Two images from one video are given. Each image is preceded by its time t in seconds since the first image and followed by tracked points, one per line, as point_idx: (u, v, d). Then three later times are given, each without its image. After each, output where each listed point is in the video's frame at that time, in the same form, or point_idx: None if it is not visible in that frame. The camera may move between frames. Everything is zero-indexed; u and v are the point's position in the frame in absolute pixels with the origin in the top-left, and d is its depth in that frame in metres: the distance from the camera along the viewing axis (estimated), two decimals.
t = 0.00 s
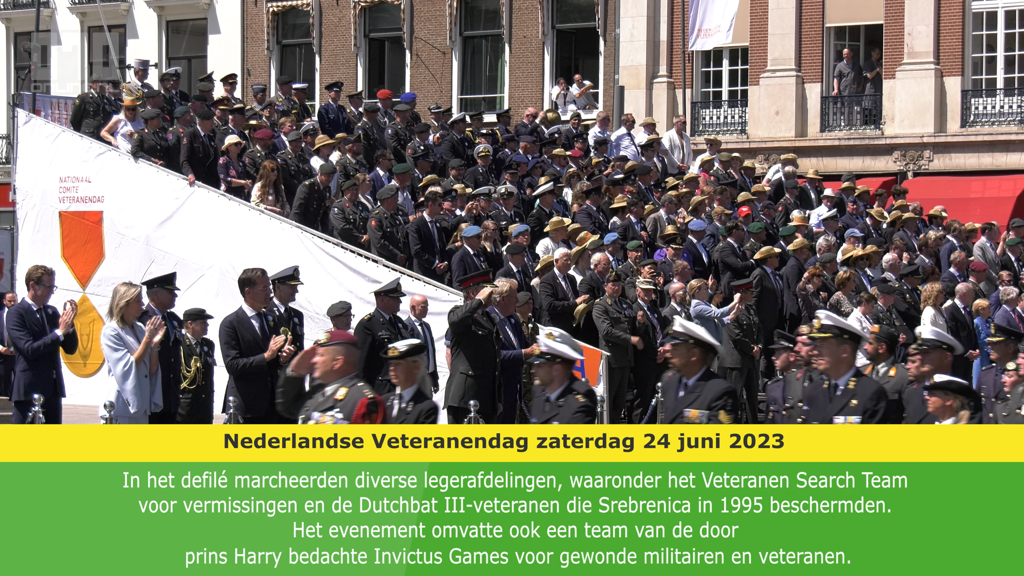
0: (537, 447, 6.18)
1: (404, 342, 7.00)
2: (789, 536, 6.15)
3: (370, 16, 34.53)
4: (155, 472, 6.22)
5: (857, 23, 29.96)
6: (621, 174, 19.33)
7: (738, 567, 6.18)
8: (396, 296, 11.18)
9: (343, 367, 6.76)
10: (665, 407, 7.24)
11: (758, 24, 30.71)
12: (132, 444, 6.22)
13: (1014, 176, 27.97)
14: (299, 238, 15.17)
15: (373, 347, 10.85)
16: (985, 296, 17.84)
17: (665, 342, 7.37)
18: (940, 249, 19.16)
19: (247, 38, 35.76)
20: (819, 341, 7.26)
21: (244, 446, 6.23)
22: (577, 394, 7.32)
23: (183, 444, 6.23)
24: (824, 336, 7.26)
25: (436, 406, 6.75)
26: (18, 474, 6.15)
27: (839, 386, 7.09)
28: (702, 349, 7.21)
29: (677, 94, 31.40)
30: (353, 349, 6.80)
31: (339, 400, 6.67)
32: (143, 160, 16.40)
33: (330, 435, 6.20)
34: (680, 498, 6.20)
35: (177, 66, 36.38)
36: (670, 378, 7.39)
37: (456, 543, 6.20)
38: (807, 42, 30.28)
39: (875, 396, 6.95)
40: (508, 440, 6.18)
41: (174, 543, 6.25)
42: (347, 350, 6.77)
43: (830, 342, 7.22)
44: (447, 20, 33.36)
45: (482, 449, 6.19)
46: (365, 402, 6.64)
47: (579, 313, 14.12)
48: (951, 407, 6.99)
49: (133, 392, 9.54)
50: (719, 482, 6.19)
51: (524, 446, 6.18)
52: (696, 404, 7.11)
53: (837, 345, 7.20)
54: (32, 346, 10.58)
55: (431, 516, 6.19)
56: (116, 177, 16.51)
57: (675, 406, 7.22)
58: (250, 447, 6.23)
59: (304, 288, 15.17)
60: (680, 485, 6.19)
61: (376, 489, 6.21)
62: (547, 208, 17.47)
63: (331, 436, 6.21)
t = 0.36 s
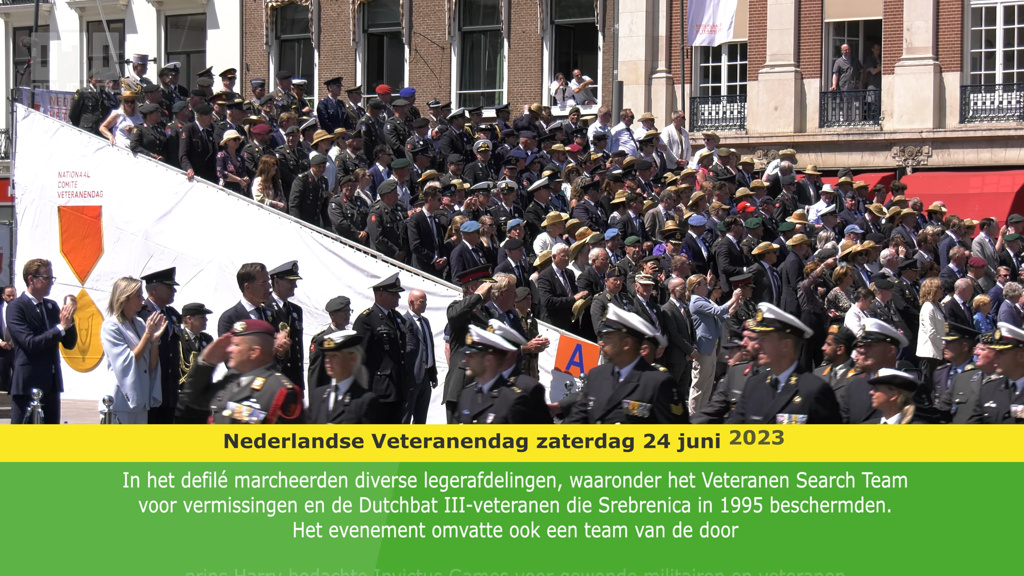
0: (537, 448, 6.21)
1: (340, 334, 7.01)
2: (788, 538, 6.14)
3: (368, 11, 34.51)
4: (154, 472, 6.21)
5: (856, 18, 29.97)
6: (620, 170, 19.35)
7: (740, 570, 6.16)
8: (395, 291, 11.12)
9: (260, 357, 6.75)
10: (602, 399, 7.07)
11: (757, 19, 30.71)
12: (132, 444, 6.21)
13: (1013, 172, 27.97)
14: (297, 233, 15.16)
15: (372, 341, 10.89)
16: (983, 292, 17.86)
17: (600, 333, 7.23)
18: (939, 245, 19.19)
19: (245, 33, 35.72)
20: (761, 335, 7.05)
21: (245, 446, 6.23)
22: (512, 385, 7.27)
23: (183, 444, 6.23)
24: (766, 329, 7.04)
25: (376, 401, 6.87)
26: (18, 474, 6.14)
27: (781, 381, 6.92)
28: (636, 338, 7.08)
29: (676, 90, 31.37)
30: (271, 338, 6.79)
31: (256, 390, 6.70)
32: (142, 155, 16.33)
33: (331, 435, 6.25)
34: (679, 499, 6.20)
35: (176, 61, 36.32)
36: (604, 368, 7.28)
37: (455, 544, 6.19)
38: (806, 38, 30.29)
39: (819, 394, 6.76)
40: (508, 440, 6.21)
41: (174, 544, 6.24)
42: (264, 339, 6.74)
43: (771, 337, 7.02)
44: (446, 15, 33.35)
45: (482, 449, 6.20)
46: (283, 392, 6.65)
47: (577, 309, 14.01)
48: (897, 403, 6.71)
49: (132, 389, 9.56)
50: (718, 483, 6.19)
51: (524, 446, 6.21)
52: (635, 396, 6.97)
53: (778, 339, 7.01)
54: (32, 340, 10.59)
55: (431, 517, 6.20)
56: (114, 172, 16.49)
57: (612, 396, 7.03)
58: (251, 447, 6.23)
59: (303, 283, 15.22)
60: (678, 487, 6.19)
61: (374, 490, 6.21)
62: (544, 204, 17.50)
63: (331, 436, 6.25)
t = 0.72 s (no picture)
0: (537, 448, 6.02)
1: (280, 340, 7.07)
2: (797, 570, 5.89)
3: (370, 7, 34.51)
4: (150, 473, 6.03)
5: (857, 15, 29.99)
6: (622, 166, 19.36)
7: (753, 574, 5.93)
8: (397, 288, 11.13)
9: (177, 365, 6.58)
10: (544, 401, 7.01)
11: (758, 15, 30.71)
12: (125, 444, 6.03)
13: (1014, 168, 27.92)
14: (298, 230, 15.14)
15: (374, 338, 10.88)
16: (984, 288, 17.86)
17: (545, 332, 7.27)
18: (940, 241, 19.17)
19: (247, 30, 35.70)
20: (708, 329, 6.92)
21: (243, 446, 6.01)
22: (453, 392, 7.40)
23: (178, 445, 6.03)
24: (713, 322, 6.91)
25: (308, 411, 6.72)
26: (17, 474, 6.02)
27: (728, 375, 6.73)
28: (580, 338, 7.14)
29: (677, 86, 31.36)
30: (189, 346, 6.62)
31: (173, 399, 6.49)
32: (143, 151, 16.33)
33: (330, 435, 6.03)
34: (679, 524, 5.94)
35: (177, 58, 36.26)
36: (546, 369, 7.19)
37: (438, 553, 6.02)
38: (807, 34, 30.29)
39: (766, 386, 6.57)
40: (509, 440, 6.01)
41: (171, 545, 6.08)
42: (181, 346, 6.59)
43: (718, 330, 6.87)
44: (447, 12, 33.35)
45: (482, 449, 6.03)
46: (199, 401, 6.42)
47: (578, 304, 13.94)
48: (846, 398, 6.70)
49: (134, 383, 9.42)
50: (721, 503, 5.92)
51: (525, 447, 6.01)
52: (575, 396, 6.89)
53: (725, 333, 6.86)
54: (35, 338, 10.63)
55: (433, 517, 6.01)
56: (115, 168, 16.50)
57: (552, 397, 6.98)
58: (249, 448, 6.01)
59: (304, 280, 15.22)
60: (679, 504, 5.94)
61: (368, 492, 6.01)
62: (544, 200, 17.51)
63: (330, 436, 6.04)
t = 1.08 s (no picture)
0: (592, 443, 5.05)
1: (223, 340, 7.10)
2: None
3: (373, 8, 34.55)
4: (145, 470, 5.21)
5: (861, 16, 30.03)
6: (625, 166, 19.36)
7: None
8: (398, 289, 11.15)
9: (103, 360, 6.28)
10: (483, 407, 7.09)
11: (762, 16, 30.73)
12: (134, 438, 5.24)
13: (1017, 170, 27.90)
14: (302, 230, 15.19)
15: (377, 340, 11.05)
16: (987, 290, 17.84)
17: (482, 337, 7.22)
18: (943, 243, 19.14)
19: (250, 30, 35.69)
20: (640, 339, 6.81)
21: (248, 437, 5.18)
22: (401, 392, 7.14)
23: (180, 439, 5.22)
24: (644, 333, 6.79)
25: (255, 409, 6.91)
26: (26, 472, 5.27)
27: (661, 389, 6.76)
28: (515, 343, 7.08)
29: (680, 87, 31.28)
30: (116, 340, 6.33)
31: (96, 395, 6.21)
32: (146, 151, 16.34)
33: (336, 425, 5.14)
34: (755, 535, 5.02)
35: (181, 58, 36.22)
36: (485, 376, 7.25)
37: None
38: (810, 36, 30.31)
39: (698, 399, 6.65)
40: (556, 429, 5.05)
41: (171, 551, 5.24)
42: (107, 340, 6.27)
43: (649, 341, 6.77)
44: (451, 12, 33.32)
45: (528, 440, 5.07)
46: (123, 396, 6.16)
47: (582, 305, 14.19)
48: (787, 409, 6.57)
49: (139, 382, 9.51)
50: (789, 526, 5.00)
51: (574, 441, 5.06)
52: (509, 400, 6.91)
53: (657, 343, 6.76)
54: (37, 337, 10.59)
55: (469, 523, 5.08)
56: (118, 168, 16.51)
57: (489, 405, 7.04)
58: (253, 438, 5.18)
59: (307, 280, 15.23)
60: (744, 526, 5.00)
61: (377, 502, 5.10)
62: (546, 200, 17.56)
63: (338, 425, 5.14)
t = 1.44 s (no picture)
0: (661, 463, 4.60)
1: (154, 335, 7.13)
2: None
3: (377, 7, 34.53)
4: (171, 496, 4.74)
5: (865, 14, 30.01)
6: (629, 164, 19.35)
7: None
8: (403, 288, 11.13)
9: (11, 358, 6.53)
10: (410, 402, 6.91)
11: (765, 14, 30.74)
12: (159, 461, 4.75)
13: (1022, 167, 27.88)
14: (306, 229, 15.17)
15: (380, 337, 10.97)
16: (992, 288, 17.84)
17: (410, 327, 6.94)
18: (948, 241, 19.13)
19: (254, 29, 35.67)
20: (572, 335, 6.68)
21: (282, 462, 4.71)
22: (339, 390, 7.18)
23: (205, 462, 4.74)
24: (576, 329, 6.65)
25: (190, 405, 7.14)
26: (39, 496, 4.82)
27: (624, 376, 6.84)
28: (442, 336, 6.91)
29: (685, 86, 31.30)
30: (24, 339, 6.56)
31: (4, 394, 6.39)
32: (150, 150, 16.30)
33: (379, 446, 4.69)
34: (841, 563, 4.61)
35: (185, 57, 36.19)
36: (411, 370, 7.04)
37: None
38: (814, 34, 30.35)
39: (635, 398, 6.54)
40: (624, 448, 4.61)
41: None
42: (16, 340, 6.52)
43: (582, 336, 6.65)
44: (456, 11, 33.31)
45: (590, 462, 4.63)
46: (33, 396, 6.36)
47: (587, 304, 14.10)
48: (729, 407, 6.78)
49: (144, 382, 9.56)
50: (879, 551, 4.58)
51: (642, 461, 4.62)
52: (444, 397, 6.83)
53: (589, 339, 6.65)
54: (44, 336, 10.67)
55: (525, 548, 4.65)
56: (122, 167, 16.47)
57: (420, 397, 6.88)
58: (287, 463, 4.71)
59: (312, 280, 15.25)
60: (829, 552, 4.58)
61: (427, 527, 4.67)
62: (550, 199, 17.55)
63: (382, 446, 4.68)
